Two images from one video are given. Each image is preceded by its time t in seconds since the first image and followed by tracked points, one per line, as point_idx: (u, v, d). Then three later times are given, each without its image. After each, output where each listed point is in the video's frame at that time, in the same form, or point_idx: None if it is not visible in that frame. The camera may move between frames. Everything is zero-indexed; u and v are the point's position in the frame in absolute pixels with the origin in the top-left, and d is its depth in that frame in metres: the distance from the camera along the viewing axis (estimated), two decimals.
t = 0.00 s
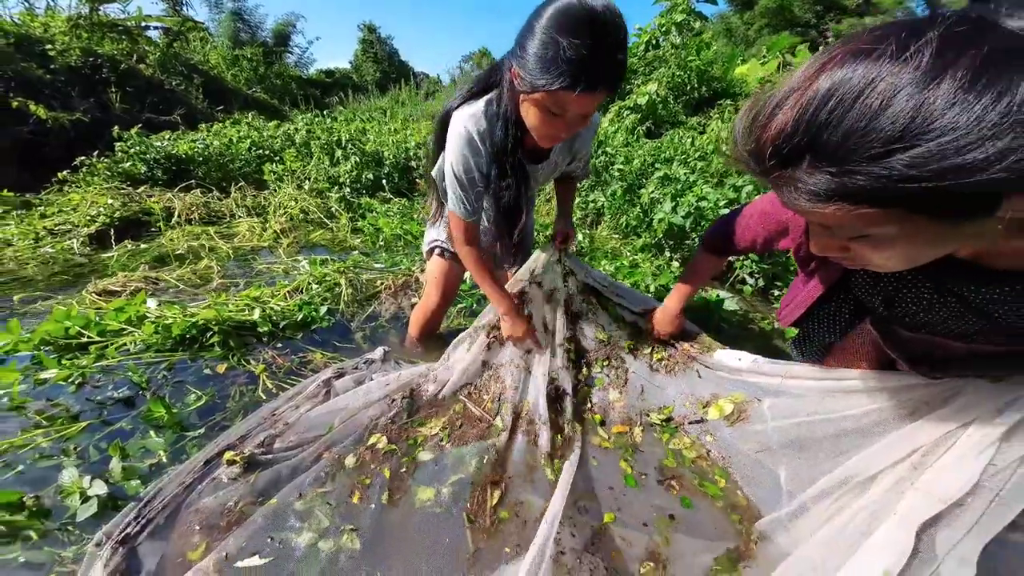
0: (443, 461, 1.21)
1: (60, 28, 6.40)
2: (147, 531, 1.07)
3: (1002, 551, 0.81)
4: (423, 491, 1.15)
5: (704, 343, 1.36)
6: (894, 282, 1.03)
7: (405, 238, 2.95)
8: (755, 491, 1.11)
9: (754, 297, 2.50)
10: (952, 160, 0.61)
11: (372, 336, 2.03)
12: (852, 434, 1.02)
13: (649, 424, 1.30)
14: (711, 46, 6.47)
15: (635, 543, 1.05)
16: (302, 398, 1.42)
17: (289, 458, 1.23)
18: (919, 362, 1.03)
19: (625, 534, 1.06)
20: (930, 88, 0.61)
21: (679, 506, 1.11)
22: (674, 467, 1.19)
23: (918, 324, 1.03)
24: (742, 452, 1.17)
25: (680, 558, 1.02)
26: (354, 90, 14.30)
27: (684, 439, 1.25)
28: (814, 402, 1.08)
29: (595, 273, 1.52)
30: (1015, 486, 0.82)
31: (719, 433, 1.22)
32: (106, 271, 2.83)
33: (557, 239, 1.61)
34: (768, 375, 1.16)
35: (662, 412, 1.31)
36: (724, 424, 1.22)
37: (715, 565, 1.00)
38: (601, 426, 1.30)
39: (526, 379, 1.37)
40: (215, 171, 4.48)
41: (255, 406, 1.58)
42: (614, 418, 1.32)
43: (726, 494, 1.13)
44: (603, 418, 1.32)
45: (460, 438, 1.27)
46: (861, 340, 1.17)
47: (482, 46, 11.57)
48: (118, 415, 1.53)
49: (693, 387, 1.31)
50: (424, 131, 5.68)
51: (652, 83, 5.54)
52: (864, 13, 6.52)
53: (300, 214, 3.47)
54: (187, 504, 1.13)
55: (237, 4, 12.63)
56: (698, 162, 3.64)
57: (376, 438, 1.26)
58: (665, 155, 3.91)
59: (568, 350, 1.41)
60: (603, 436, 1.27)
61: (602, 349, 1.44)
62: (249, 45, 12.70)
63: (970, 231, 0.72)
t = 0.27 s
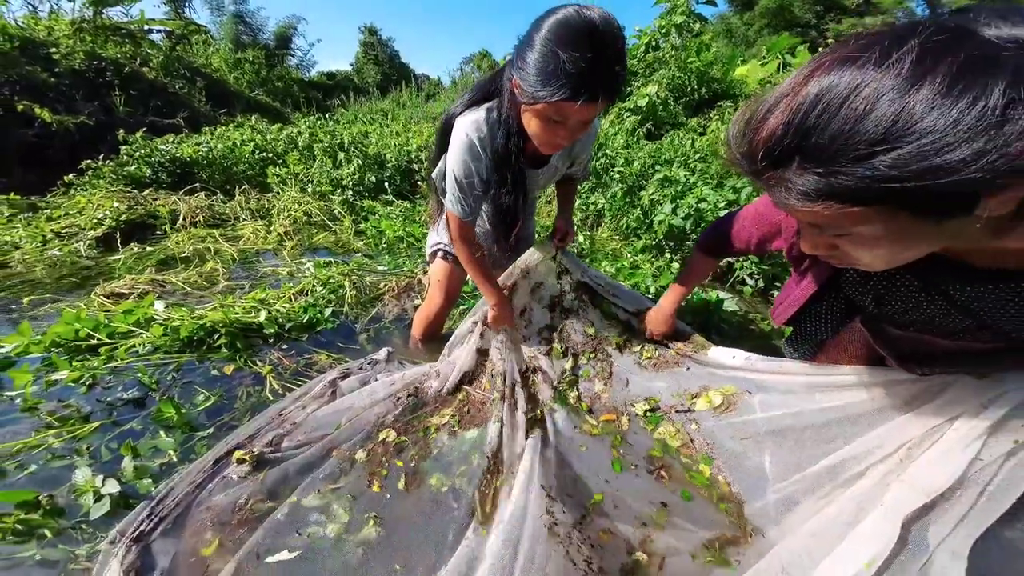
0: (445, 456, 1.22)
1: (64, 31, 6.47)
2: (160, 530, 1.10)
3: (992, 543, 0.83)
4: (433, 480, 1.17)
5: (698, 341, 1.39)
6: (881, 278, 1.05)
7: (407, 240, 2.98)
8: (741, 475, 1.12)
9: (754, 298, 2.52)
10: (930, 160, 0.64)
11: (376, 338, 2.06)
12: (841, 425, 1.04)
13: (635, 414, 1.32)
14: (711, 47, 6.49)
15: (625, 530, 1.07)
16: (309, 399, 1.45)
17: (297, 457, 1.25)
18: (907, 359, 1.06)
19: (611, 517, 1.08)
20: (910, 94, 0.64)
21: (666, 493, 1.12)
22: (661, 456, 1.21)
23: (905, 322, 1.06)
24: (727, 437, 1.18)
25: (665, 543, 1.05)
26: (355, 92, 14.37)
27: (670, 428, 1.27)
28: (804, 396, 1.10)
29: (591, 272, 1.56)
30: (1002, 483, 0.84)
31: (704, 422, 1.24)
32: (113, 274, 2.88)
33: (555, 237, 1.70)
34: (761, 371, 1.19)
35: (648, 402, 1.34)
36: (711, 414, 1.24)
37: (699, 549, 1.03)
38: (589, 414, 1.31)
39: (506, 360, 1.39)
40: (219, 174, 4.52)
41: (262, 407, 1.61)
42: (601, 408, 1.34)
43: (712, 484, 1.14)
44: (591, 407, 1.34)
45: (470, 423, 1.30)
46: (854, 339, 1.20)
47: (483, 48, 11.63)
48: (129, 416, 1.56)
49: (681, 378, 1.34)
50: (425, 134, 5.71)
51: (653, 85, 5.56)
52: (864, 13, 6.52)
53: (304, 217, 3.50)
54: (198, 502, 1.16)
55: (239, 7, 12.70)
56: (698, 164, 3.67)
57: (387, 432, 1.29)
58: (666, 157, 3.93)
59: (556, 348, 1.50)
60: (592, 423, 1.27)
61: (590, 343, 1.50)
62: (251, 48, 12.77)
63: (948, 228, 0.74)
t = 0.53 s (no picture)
0: (451, 456, 1.24)
1: (66, 37, 6.51)
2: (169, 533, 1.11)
3: (993, 541, 0.83)
4: (439, 476, 1.19)
5: (693, 341, 1.43)
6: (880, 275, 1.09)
7: (408, 244, 2.99)
8: (721, 463, 1.13)
9: (755, 300, 2.53)
10: (917, 148, 0.66)
11: (379, 342, 2.07)
12: (828, 419, 1.02)
13: (617, 402, 1.35)
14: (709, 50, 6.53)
15: (606, 518, 1.11)
16: (312, 403, 1.46)
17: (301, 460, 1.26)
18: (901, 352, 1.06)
19: (591, 502, 1.14)
20: (898, 85, 0.66)
21: (649, 482, 1.16)
22: (643, 446, 1.24)
23: (900, 322, 1.08)
24: (708, 427, 1.18)
25: (646, 529, 1.10)
26: (356, 96, 14.44)
27: (650, 414, 1.29)
28: (792, 387, 1.09)
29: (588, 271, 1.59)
30: (995, 480, 0.83)
31: (685, 409, 1.24)
32: (116, 279, 2.89)
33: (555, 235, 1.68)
34: (756, 367, 1.19)
35: (630, 390, 1.35)
36: (693, 402, 1.24)
37: (677, 531, 1.09)
38: (573, 403, 1.35)
39: (492, 344, 1.42)
40: (221, 179, 4.55)
41: (266, 411, 1.62)
42: (585, 397, 1.37)
43: (688, 470, 1.17)
44: (576, 396, 1.38)
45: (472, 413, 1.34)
46: (848, 337, 1.20)
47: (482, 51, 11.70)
48: (134, 421, 1.57)
49: (666, 369, 1.34)
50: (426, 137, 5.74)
51: (652, 87, 5.59)
52: (862, 14, 6.54)
53: (306, 221, 3.52)
54: (204, 506, 1.17)
55: (240, 12, 12.78)
56: (698, 166, 3.68)
57: (393, 430, 1.33)
58: (665, 160, 3.95)
59: (545, 340, 1.51)
60: (575, 412, 1.31)
61: (580, 336, 1.52)
62: (252, 52, 12.84)
63: (930, 224, 0.77)
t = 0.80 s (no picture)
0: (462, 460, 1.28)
1: (70, 45, 6.57)
2: (186, 541, 1.13)
3: (994, 545, 0.85)
4: (451, 479, 1.23)
5: (694, 347, 1.48)
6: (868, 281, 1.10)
7: (412, 251, 3.02)
8: (706, 455, 1.21)
9: (758, 303, 2.55)
10: (876, 152, 0.72)
11: (385, 349, 2.10)
12: (824, 420, 1.04)
13: (613, 397, 1.43)
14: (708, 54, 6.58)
15: (597, 510, 1.17)
16: (322, 411, 1.48)
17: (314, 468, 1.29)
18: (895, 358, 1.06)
19: (584, 494, 1.20)
20: (857, 95, 0.73)
21: (637, 477, 1.25)
22: (632, 442, 1.34)
23: (896, 329, 1.08)
24: (697, 424, 1.25)
25: (634, 521, 1.15)
26: (357, 102, 14.53)
27: (645, 410, 1.37)
28: (789, 383, 1.12)
29: (592, 278, 1.65)
30: (990, 484, 0.85)
31: (679, 406, 1.30)
32: (124, 288, 2.93)
33: (559, 242, 1.75)
34: (754, 368, 1.24)
35: (627, 386, 1.43)
36: (688, 399, 1.29)
37: (664, 520, 1.16)
38: (570, 397, 1.45)
39: (491, 336, 1.48)
40: (225, 187, 4.58)
41: (277, 419, 1.65)
42: (581, 391, 1.46)
43: (677, 463, 1.26)
44: (573, 390, 1.47)
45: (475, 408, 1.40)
46: (846, 343, 1.20)
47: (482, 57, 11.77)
48: (147, 431, 1.60)
49: (663, 367, 1.40)
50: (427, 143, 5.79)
51: (651, 91, 5.62)
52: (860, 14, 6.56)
53: (310, 229, 3.56)
54: (219, 515, 1.19)
55: (241, 19, 12.89)
56: (698, 170, 3.70)
57: (402, 432, 1.37)
58: (666, 164, 3.98)
59: (546, 335, 1.55)
60: (571, 407, 1.42)
61: (581, 335, 1.55)
62: (253, 59, 12.93)
63: (903, 224, 0.81)
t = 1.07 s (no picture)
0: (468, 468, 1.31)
1: (74, 56, 6.66)
2: (200, 549, 1.16)
3: (987, 549, 0.88)
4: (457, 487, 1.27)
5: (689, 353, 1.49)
6: (851, 294, 1.15)
7: (414, 258, 3.06)
8: (696, 460, 1.20)
9: (759, 308, 2.57)
10: (831, 178, 0.80)
11: (389, 357, 2.13)
12: (813, 429, 1.06)
13: (607, 399, 1.40)
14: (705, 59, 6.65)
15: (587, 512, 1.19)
16: (329, 419, 1.51)
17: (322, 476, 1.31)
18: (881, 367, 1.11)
19: (578, 496, 1.22)
20: (813, 125, 0.81)
21: (628, 480, 1.24)
22: (624, 445, 1.31)
23: (883, 339, 1.12)
24: (689, 428, 1.24)
25: (626, 523, 1.16)
26: (357, 109, 14.66)
27: (638, 413, 1.34)
28: (781, 388, 1.14)
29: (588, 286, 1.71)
30: (977, 493, 0.89)
31: (672, 410, 1.29)
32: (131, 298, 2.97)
33: (557, 251, 1.79)
34: (748, 375, 1.24)
35: (620, 388, 1.40)
36: (682, 404, 1.28)
37: (654, 521, 1.16)
38: (563, 399, 1.42)
39: (487, 337, 1.51)
40: (229, 196, 4.64)
41: (284, 428, 1.68)
42: (575, 394, 1.44)
43: (667, 466, 1.24)
44: (566, 392, 1.44)
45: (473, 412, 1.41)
46: (835, 352, 1.25)
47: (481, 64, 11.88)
48: (156, 440, 1.63)
49: (657, 371, 1.38)
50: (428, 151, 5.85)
51: (649, 97, 5.68)
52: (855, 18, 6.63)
53: (313, 237, 3.60)
54: (231, 523, 1.22)
55: (242, 27, 13.03)
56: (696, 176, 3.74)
57: (405, 438, 1.40)
58: (664, 169, 4.02)
59: (540, 336, 1.55)
60: (564, 409, 1.39)
61: (578, 339, 1.56)
62: (254, 67, 13.06)
63: (867, 242, 0.90)
